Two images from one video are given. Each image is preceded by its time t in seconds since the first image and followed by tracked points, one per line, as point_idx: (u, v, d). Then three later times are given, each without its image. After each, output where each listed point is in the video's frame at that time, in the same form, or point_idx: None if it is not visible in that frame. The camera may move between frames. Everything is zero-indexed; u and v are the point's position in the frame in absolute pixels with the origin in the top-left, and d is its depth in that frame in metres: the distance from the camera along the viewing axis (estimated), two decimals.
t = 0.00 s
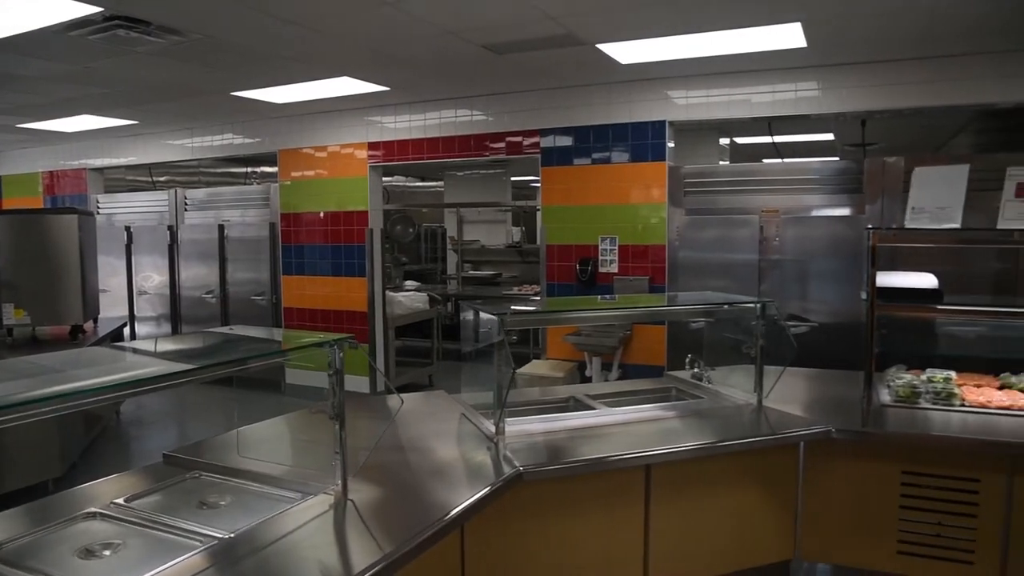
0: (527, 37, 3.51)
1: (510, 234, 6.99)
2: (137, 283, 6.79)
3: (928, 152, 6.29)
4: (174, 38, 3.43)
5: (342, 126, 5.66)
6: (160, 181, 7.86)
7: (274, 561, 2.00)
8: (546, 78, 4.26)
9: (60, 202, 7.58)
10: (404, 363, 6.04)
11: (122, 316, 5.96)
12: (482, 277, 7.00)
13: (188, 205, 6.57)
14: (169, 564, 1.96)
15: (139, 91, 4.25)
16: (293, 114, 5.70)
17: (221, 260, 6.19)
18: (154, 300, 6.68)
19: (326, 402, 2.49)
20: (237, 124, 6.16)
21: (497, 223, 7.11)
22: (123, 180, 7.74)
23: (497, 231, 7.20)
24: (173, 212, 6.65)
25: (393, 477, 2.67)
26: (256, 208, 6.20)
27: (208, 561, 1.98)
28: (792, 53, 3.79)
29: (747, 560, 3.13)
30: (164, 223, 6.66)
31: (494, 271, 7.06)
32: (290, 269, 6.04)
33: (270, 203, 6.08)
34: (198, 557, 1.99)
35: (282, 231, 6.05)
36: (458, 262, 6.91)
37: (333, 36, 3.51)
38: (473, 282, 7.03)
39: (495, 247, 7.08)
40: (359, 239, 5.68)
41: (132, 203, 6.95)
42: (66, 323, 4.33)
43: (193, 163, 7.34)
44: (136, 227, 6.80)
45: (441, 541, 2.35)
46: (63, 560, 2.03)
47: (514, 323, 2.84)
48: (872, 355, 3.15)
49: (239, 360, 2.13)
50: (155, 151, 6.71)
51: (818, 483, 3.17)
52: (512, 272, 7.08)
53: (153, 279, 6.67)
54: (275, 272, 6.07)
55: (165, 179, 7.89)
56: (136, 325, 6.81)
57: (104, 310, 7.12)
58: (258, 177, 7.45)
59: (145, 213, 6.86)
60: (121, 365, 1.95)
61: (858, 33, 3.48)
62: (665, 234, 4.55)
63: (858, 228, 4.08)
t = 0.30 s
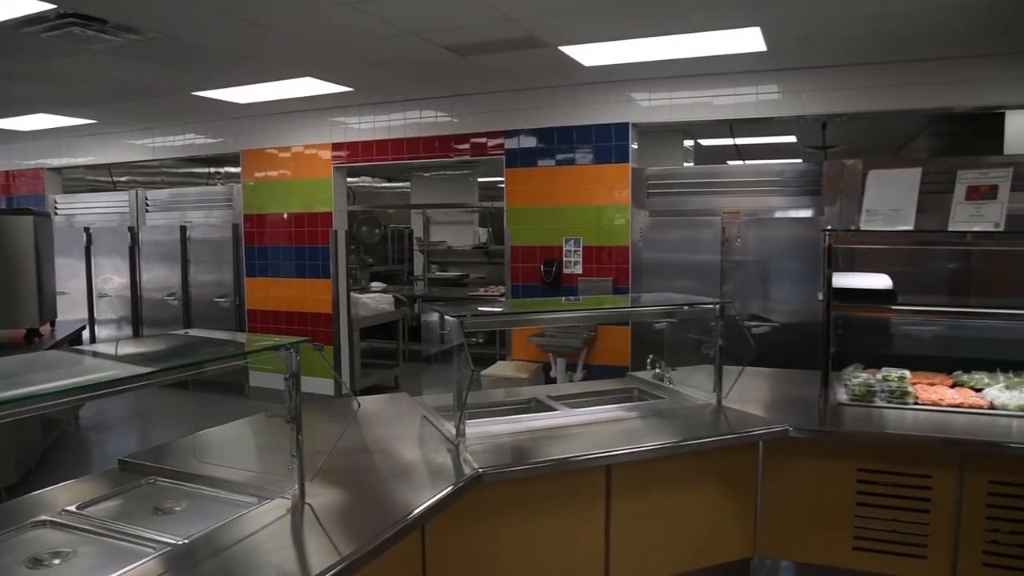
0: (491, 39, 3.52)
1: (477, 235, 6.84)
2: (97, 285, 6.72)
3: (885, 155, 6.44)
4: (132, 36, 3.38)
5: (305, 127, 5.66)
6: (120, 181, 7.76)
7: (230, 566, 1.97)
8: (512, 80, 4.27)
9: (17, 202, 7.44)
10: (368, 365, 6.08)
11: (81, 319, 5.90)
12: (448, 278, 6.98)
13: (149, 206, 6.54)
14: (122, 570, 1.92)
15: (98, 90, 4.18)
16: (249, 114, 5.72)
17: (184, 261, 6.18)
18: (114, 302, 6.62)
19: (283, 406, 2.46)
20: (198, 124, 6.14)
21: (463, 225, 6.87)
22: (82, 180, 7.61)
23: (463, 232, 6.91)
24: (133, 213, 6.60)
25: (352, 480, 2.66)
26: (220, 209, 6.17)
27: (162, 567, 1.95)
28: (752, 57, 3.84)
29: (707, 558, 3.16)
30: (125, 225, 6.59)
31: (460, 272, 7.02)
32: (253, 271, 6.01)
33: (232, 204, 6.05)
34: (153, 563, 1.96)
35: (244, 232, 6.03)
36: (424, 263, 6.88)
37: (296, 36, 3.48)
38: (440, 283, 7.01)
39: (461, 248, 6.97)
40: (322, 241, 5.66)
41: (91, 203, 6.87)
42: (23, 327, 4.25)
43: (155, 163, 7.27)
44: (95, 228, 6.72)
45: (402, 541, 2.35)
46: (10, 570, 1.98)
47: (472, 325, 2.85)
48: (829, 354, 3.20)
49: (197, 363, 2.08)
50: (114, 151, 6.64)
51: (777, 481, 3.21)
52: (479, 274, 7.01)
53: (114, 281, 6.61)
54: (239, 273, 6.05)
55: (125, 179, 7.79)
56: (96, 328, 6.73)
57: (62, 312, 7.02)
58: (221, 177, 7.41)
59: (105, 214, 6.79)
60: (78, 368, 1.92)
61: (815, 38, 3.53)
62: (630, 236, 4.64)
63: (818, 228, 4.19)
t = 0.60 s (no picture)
0: (455, 39, 3.51)
1: (446, 235, 6.65)
2: (59, 287, 6.63)
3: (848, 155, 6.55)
4: (91, 34, 3.33)
5: (271, 127, 5.62)
6: (81, 180, 7.66)
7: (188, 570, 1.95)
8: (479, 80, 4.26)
9: None
10: (336, 366, 6.06)
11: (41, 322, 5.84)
12: (416, 279, 6.77)
13: (112, 206, 6.48)
14: None
15: (58, 88, 4.11)
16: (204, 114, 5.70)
17: (147, 262, 6.13)
18: (76, 305, 6.54)
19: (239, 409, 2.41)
20: (161, 123, 6.08)
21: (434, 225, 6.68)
22: (43, 180, 7.50)
23: (433, 232, 6.73)
24: (96, 214, 6.54)
25: (313, 482, 2.63)
26: (185, 209, 6.13)
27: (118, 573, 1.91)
28: (715, 58, 3.88)
29: (671, 556, 3.18)
30: (87, 226, 6.51)
31: (429, 273, 6.79)
32: (218, 272, 5.96)
33: (197, 204, 6.01)
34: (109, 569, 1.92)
35: (210, 233, 5.99)
36: (391, 264, 6.68)
37: (259, 35, 3.45)
38: (409, 284, 6.82)
39: (431, 248, 6.73)
40: (288, 241, 5.61)
41: (52, 204, 6.78)
42: None
43: (119, 163, 7.18)
44: (56, 228, 6.63)
45: (365, 541, 2.34)
46: None
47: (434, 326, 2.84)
48: (790, 353, 3.24)
49: (151, 365, 2.04)
50: (76, 151, 6.55)
51: (740, 479, 3.24)
52: (450, 276, 6.77)
53: (75, 283, 6.52)
54: (204, 275, 6.01)
55: (87, 178, 7.69)
56: (57, 330, 6.65)
57: (22, 315, 6.92)
58: (185, 176, 7.35)
59: (67, 215, 6.72)
60: (35, 371, 1.89)
61: (776, 40, 3.57)
62: (596, 237, 4.69)
63: (782, 227, 4.25)
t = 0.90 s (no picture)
0: (423, 39, 3.51)
1: (417, 234, 6.65)
2: (21, 289, 6.53)
3: (813, 155, 6.66)
4: (49, 30, 3.27)
5: (238, 127, 5.64)
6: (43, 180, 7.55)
7: None
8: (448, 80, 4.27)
9: None
10: (304, 368, 6.02)
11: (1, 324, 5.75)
12: (388, 278, 6.78)
13: (75, 206, 6.40)
14: None
15: (19, 84, 4.04)
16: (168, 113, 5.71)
17: (111, 263, 6.06)
18: (38, 306, 6.45)
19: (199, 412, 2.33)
20: (126, 122, 6.02)
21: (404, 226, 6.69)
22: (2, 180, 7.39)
23: (403, 232, 6.72)
24: (58, 214, 6.45)
25: (276, 485, 2.58)
26: (151, 210, 6.07)
27: None
28: (680, 59, 3.91)
29: (638, 553, 3.19)
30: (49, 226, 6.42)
31: (401, 272, 6.82)
32: (185, 272, 5.97)
33: (163, 204, 6.00)
34: None
35: (176, 233, 5.98)
36: (362, 263, 6.70)
37: (222, 32, 3.41)
38: (380, 283, 6.81)
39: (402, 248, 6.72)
40: (256, 241, 5.66)
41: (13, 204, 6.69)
42: None
43: (81, 162, 7.09)
44: (17, 229, 6.53)
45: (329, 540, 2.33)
46: None
47: (398, 326, 2.85)
48: (754, 351, 3.26)
49: (111, 366, 2.00)
50: (37, 149, 6.46)
51: (705, 475, 3.27)
52: (421, 275, 6.82)
53: (37, 285, 6.43)
54: (169, 276, 6.01)
55: (49, 177, 7.58)
56: (19, 332, 6.55)
57: None
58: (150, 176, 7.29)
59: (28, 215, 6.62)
60: None
61: (740, 41, 3.60)
62: (563, 237, 4.82)
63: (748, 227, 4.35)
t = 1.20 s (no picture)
0: (392, 38, 3.50)
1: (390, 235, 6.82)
2: None
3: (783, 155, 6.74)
4: (9, 26, 3.21)
5: (208, 125, 5.60)
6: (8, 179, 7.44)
7: None
8: (420, 79, 4.26)
9: None
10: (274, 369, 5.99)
11: None
12: (361, 278, 6.86)
13: (40, 206, 6.31)
14: None
15: None
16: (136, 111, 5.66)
17: (77, 263, 5.98)
18: (1, 307, 6.35)
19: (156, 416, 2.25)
20: (92, 120, 5.95)
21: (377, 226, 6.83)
22: None
23: (376, 232, 6.90)
24: (22, 214, 6.36)
25: (239, 488, 2.54)
26: (119, 209, 6.00)
27: None
28: (650, 59, 3.92)
29: (608, 553, 3.21)
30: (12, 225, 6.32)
31: (374, 272, 6.91)
32: (152, 273, 5.94)
33: (130, 203, 5.95)
34: None
35: (143, 232, 5.94)
36: (335, 263, 6.77)
37: (188, 29, 3.37)
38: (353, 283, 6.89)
39: (375, 248, 6.88)
40: (225, 242, 5.65)
41: None
42: None
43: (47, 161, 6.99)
44: None
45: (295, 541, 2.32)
46: None
47: (364, 326, 2.84)
48: (721, 350, 3.28)
49: (67, 369, 1.95)
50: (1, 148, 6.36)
51: (673, 474, 3.28)
52: (393, 275, 6.92)
53: (1, 285, 6.33)
54: (138, 276, 5.96)
55: (14, 176, 7.47)
56: None
57: None
58: (119, 175, 7.21)
59: None
60: None
61: (708, 41, 3.62)
62: (533, 236, 4.85)
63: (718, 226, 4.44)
